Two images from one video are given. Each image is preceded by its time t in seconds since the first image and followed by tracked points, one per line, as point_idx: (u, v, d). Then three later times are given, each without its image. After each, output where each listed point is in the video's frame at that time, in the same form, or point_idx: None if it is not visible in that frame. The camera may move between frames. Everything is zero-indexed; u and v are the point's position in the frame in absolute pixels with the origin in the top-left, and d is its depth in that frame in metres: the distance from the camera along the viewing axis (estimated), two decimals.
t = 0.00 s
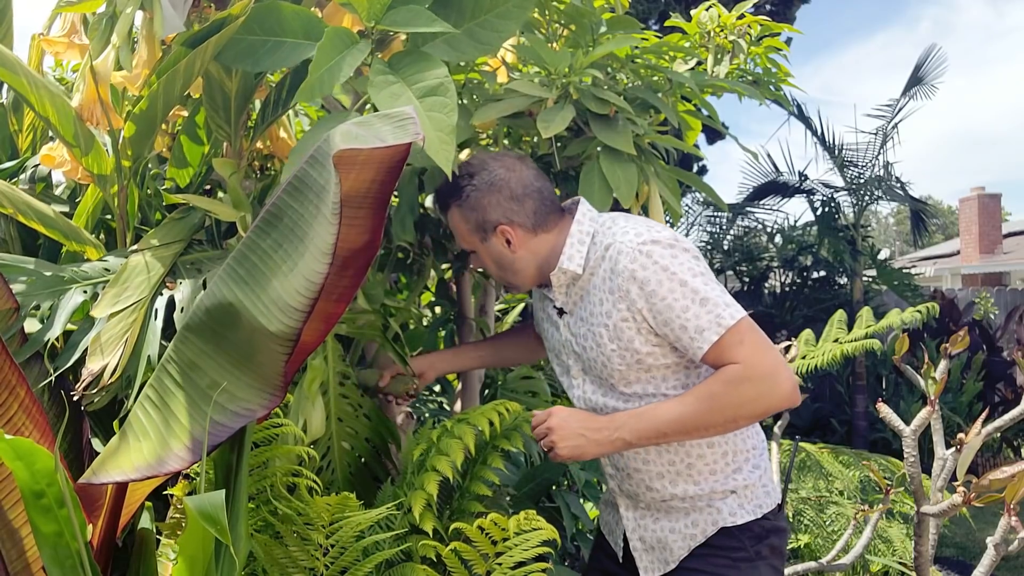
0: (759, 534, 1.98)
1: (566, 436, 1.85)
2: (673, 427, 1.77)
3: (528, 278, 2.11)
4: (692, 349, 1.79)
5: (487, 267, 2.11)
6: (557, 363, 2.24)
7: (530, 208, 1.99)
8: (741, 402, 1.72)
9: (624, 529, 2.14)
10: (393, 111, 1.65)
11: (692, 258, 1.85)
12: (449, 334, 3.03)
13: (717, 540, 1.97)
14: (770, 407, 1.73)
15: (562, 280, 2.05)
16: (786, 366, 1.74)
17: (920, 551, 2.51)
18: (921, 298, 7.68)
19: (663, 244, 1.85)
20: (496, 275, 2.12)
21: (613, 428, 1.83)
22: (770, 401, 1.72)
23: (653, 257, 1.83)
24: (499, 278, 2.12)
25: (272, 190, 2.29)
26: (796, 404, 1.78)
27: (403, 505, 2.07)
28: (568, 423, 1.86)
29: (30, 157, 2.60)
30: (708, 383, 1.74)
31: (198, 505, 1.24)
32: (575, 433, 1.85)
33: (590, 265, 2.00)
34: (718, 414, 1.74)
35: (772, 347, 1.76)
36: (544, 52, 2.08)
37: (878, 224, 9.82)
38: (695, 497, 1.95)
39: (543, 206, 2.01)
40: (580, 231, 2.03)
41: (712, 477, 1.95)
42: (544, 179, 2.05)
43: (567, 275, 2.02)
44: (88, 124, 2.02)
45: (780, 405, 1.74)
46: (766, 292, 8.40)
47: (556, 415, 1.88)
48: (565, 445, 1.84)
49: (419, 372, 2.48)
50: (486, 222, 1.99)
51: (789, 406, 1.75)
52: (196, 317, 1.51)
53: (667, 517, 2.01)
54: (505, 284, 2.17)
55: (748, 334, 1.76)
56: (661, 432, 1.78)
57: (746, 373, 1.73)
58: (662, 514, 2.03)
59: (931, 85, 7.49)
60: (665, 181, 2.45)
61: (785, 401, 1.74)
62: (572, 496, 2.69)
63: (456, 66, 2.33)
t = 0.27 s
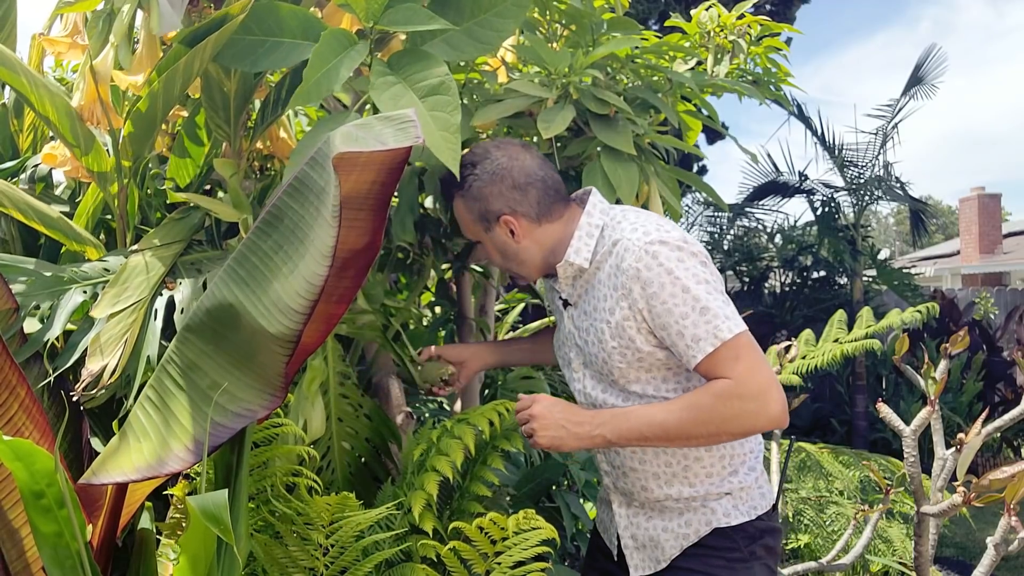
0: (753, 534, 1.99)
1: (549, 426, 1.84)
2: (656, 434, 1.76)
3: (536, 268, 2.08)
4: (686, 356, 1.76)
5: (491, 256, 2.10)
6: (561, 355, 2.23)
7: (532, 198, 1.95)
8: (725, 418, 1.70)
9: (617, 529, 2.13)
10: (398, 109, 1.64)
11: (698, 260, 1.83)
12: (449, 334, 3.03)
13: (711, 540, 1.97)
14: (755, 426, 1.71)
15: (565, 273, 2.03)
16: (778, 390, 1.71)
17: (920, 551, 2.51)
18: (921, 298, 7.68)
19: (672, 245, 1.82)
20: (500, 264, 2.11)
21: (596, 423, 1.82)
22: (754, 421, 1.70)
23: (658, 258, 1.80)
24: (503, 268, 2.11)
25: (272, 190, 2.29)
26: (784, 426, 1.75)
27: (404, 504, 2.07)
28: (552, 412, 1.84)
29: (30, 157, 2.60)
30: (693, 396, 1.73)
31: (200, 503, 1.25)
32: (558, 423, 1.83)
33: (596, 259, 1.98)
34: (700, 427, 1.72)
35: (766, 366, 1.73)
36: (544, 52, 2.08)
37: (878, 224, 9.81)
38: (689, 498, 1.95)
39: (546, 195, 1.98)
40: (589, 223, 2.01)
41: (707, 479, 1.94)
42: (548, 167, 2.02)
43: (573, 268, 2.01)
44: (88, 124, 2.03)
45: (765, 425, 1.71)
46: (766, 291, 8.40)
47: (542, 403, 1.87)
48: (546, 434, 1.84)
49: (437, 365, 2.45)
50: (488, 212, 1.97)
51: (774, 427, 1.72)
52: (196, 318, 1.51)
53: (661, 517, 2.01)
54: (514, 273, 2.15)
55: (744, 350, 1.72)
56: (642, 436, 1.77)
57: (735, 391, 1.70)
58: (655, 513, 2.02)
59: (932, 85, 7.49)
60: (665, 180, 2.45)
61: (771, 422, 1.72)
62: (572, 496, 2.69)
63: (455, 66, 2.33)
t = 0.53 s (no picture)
0: (754, 534, 1.99)
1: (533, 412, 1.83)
2: (645, 436, 1.76)
3: (550, 258, 2.03)
4: (685, 363, 1.76)
5: (502, 248, 2.04)
6: (567, 349, 2.20)
7: (551, 182, 1.92)
8: (716, 432, 1.71)
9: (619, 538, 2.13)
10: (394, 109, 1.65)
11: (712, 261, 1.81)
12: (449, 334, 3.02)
13: (711, 540, 1.97)
14: (743, 442, 1.72)
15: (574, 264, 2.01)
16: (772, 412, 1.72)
17: (920, 551, 2.51)
18: (921, 298, 7.68)
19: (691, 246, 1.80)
20: (512, 256, 2.05)
21: (583, 415, 1.81)
22: (744, 438, 1.71)
23: (673, 260, 1.78)
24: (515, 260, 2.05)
25: (272, 190, 2.29)
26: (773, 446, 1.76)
27: (403, 504, 2.07)
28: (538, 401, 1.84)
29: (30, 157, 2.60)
30: (686, 405, 1.73)
31: (196, 505, 1.25)
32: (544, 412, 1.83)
33: (608, 255, 1.96)
34: (689, 436, 1.72)
35: (763, 385, 1.73)
36: (544, 52, 2.08)
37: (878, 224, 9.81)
38: (689, 498, 1.95)
39: (564, 180, 1.95)
40: (602, 218, 1.97)
41: (708, 480, 1.94)
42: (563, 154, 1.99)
43: (584, 262, 1.99)
44: (87, 124, 2.06)
45: (753, 444, 1.73)
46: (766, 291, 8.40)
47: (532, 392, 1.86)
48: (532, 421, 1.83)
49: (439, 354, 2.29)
50: (506, 198, 1.92)
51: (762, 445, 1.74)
52: (195, 318, 1.51)
53: (660, 515, 2.01)
54: (523, 265, 2.10)
55: (744, 367, 1.72)
56: (631, 436, 1.77)
57: (729, 405, 1.71)
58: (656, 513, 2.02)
59: (931, 85, 7.49)
60: (665, 180, 2.45)
61: (759, 441, 1.73)
62: (572, 496, 2.69)
63: (455, 66, 2.33)
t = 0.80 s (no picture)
0: (756, 535, 1.99)
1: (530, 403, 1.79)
2: (644, 438, 1.74)
3: (571, 252, 1.95)
4: (696, 371, 1.76)
5: (523, 242, 1.92)
6: (573, 348, 2.15)
7: (586, 168, 1.88)
8: (716, 444, 1.71)
9: (617, 539, 2.11)
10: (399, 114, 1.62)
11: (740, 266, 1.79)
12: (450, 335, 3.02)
13: (716, 541, 1.96)
14: (741, 458, 1.73)
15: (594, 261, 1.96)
16: (773, 432, 1.74)
17: (920, 551, 2.51)
18: (921, 298, 7.68)
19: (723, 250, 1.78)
20: (532, 251, 1.93)
21: (579, 408, 1.78)
22: (743, 455, 1.73)
23: (702, 265, 1.76)
24: (536, 255, 1.94)
25: (272, 190, 2.28)
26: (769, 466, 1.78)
27: (403, 504, 2.07)
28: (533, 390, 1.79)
29: (30, 157, 2.60)
30: (689, 415, 1.72)
31: (197, 505, 1.25)
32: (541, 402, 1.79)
33: (632, 256, 1.92)
34: (689, 445, 1.72)
35: (767, 405, 1.75)
36: (544, 52, 2.08)
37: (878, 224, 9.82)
38: (694, 499, 1.95)
39: (595, 168, 1.91)
40: (626, 217, 1.94)
41: (717, 481, 1.95)
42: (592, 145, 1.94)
43: (606, 261, 1.95)
44: (88, 123, 2.07)
45: (751, 461, 1.74)
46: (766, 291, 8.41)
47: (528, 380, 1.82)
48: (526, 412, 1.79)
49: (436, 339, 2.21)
50: (542, 182, 1.83)
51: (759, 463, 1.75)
52: (199, 318, 1.51)
53: (663, 518, 2.00)
54: (538, 262, 1.99)
55: (751, 383, 1.74)
56: (630, 437, 1.75)
57: (732, 420, 1.72)
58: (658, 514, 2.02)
59: (931, 85, 7.49)
60: (665, 181, 2.45)
61: (757, 459, 1.74)
62: (572, 497, 2.69)
63: (455, 66, 2.33)
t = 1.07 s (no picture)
0: (759, 534, 2.00)
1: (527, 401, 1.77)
2: (644, 433, 1.73)
3: (592, 239, 1.90)
4: (702, 366, 1.76)
5: (548, 224, 1.83)
6: (579, 345, 2.11)
7: (619, 153, 1.89)
8: (718, 441, 1.70)
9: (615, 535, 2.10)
10: (405, 105, 1.61)
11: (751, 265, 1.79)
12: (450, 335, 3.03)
13: (720, 540, 1.96)
14: (740, 457, 1.73)
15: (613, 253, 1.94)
16: (775, 432, 1.73)
17: (920, 551, 2.51)
18: (921, 298, 7.68)
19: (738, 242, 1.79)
20: (556, 235, 1.85)
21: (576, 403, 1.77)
22: (744, 454, 1.72)
23: (722, 260, 1.76)
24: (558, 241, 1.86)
25: (272, 190, 2.29)
26: (767, 467, 1.78)
27: (403, 504, 2.07)
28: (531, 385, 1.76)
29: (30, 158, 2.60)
30: (692, 410, 1.72)
31: (196, 505, 1.24)
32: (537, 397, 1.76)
33: (649, 249, 1.91)
34: (690, 440, 1.71)
35: (770, 404, 1.75)
36: (544, 51, 2.08)
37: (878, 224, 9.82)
38: (698, 498, 1.95)
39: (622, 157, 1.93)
40: (643, 211, 1.93)
41: (722, 478, 1.95)
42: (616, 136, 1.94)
43: (627, 255, 1.94)
44: (87, 124, 2.04)
45: (750, 461, 1.74)
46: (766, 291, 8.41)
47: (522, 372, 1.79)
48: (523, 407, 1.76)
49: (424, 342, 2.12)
50: (583, 158, 1.80)
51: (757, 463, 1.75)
52: (199, 318, 1.51)
53: (665, 517, 1.99)
54: (555, 251, 1.90)
55: (755, 382, 1.74)
56: (630, 431, 1.73)
57: (735, 417, 1.71)
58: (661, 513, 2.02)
59: (931, 85, 7.49)
60: (665, 180, 2.45)
61: (756, 459, 1.74)
62: (572, 497, 2.69)
63: (455, 66, 2.33)
